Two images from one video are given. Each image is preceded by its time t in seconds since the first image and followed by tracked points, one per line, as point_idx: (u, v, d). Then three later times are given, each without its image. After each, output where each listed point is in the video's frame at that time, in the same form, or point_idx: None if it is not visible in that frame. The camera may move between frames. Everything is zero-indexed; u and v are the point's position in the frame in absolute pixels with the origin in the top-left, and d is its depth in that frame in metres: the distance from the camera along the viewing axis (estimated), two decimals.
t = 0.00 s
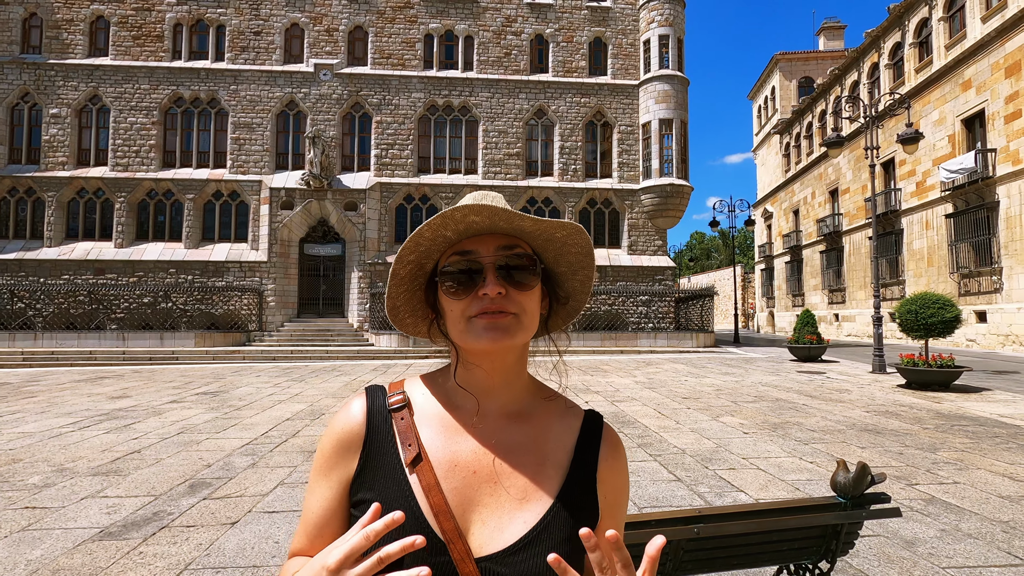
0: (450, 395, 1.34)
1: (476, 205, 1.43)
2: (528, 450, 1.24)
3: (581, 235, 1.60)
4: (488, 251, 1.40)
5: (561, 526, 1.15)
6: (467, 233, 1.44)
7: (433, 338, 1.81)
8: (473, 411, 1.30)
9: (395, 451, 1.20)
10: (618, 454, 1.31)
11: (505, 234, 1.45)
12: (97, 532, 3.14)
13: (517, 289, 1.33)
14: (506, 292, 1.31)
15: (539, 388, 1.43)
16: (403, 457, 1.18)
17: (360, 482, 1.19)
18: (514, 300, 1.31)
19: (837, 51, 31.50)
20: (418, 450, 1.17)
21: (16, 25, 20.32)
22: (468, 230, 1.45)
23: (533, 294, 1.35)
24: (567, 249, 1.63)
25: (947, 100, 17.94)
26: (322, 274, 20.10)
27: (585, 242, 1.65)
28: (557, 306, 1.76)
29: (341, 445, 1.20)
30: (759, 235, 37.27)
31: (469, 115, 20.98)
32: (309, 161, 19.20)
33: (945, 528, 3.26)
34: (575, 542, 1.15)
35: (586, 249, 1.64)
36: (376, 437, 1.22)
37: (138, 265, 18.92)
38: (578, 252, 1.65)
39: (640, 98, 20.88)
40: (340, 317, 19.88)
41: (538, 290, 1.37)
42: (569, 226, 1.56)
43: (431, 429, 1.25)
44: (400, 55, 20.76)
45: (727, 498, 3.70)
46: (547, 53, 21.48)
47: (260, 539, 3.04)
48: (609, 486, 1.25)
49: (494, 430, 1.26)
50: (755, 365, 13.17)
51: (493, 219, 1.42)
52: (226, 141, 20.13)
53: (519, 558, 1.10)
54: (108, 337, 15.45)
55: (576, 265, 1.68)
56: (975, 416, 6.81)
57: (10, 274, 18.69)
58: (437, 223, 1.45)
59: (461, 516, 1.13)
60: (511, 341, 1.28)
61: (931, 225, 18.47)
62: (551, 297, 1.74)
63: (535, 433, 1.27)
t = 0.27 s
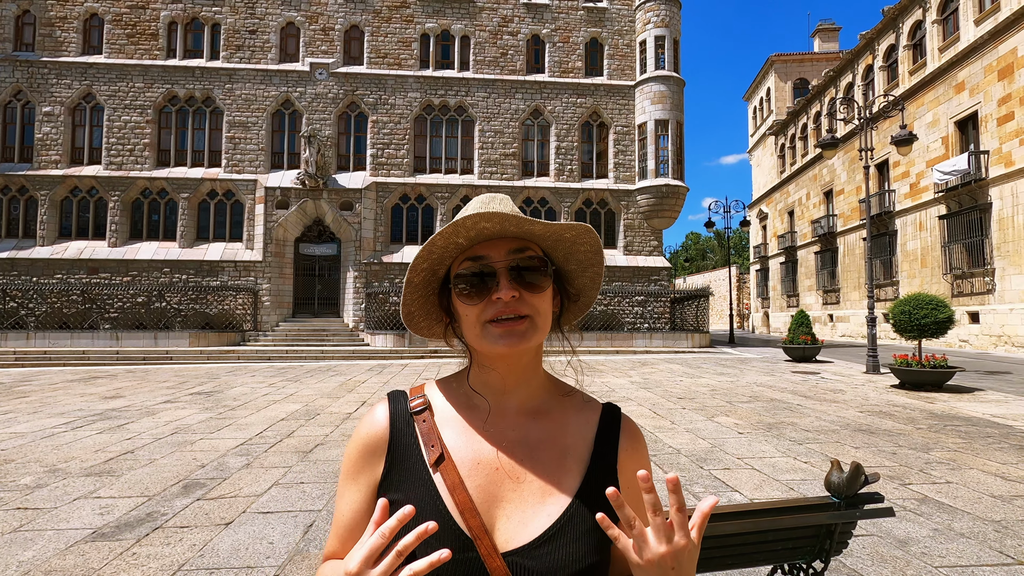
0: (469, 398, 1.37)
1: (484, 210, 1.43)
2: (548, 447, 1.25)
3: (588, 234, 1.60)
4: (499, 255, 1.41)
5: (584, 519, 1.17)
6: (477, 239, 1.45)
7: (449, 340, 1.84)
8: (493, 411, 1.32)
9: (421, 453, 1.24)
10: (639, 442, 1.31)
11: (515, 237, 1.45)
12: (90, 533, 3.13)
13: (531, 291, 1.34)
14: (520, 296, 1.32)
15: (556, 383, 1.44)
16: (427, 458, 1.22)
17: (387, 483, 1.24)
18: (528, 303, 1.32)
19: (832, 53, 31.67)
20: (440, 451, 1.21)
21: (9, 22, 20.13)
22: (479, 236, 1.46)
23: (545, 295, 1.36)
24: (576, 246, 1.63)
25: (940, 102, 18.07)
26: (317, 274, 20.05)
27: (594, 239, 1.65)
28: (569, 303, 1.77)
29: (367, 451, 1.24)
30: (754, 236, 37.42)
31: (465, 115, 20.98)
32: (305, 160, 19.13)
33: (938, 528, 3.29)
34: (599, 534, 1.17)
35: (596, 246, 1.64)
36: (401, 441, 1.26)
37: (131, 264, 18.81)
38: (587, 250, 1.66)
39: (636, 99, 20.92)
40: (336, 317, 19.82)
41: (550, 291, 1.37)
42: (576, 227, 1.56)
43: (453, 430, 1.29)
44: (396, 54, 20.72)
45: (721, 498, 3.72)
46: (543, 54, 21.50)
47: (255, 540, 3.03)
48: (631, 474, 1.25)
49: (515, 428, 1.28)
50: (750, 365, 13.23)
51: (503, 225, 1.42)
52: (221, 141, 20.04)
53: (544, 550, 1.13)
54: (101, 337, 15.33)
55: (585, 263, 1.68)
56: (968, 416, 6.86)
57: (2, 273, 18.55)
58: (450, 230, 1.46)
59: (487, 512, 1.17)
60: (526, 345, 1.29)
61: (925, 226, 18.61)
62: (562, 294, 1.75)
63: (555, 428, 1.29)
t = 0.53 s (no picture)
0: (487, 400, 1.37)
1: (495, 212, 1.42)
2: (568, 442, 1.25)
3: (600, 239, 1.59)
4: (511, 257, 1.40)
5: (608, 510, 1.16)
6: (490, 241, 1.45)
7: (461, 338, 1.85)
8: (510, 410, 1.32)
9: (444, 455, 1.25)
10: (657, 431, 1.30)
11: (527, 240, 1.45)
12: (88, 534, 3.12)
13: (542, 293, 1.34)
14: (531, 298, 1.32)
15: (571, 379, 1.44)
16: (450, 461, 1.23)
17: (414, 489, 1.25)
18: (539, 304, 1.32)
19: (828, 51, 31.72)
20: (463, 454, 1.21)
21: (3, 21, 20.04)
22: (490, 239, 1.45)
23: (556, 295, 1.36)
24: (587, 249, 1.62)
25: (937, 99, 18.11)
26: (315, 273, 20.00)
27: (605, 243, 1.64)
28: (579, 305, 1.77)
29: (392, 458, 1.25)
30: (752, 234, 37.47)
31: (462, 114, 20.95)
32: (302, 159, 19.07)
33: (935, 524, 3.30)
34: (623, 524, 1.17)
35: (608, 249, 1.63)
36: (423, 446, 1.26)
37: (128, 264, 18.74)
38: (598, 255, 1.65)
39: (633, 97, 20.92)
40: (333, 317, 19.79)
41: (562, 292, 1.37)
42: (588, 234, 1.56)
43: (473, 432, 1.29)
44: (394, 53, 20.67)
45: (719, 495, 3.73)
46: (541, 52, 21.47)
47: (254, 540, 3.03)
48: (651, 462, 1.24)
49: (533, 426, 1.28)
50: (748, 363, 13.25)
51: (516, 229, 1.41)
52: (218, 140, 19.98)
53: (571, 543, 1.12)
54: (98, 337, 15.28)
55: (595, 267, 1.68)
56: (965, 413, 6.89)
57: None
58: (462, 235, 1.46)
59: (512, 509, 1.16)
60: (540, 346, 1.29)
61: (921, 223, 18.66)
62: (572, 297, 1.75)
63: (573, 423, 1.29)
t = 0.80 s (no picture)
0: (494, 405, 1.37)
1: (502, 222, 1.42)
2: (576, 445, 1.25)
3: (607, 252, 1.58)
4: (517, 266, 1.40)
5: (619, 508, 1.16)
6: (495, 251, 1.44)
7: (465, 340, 1.84)
8: (518, 415, 1.32)
9: (455, 463, 1.25)
10: (665, 426, 1.30)
11: (533, 248, 1.44)
12: (87, 534, 3.12)
13: (546, 303, 1.33)
14: (535, 307, 1.32)
15: (577, 382, 1.45)
16: (462, 468, 1.23)
17: (430, 499, 1.25)
18: (543, 314, 1.31)
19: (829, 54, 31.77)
20: (474, 461, 1.22)
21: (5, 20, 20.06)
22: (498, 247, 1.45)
23: (561, 306, 1.36)
24: (593, 262, 1.62)
25: (937, 103, 18.13)
26: (315, 274, 20.01)
27: (609, 257, 1.64)
28: (582, 314, 1.77)
29: (406, 469, 1.26)
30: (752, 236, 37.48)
31: (463, 115, 20.97)
32: (303, 160, 19.08)
33: (935, 528, 3.30)
34: (635, 522, 1.17)
35: (614, 264, 1.62)
36: (436, 455, 1.27)
37: (128, 264, 18.74)
38: (604, 269, 1.65)
39: (634, 99, 20.96)
40: (333, 317, 19.79)
41: (567, 301, 1.37)
42: (595, 248, 1.56)
43: (483, 438, 1.29)
44: (395, 54, 20.70)
45: (719, 498, 3.72)
46: (541, 54, 21.51)
47: (252, 541, 3.02)
48: (660, 457, 1.24)
49: (542, 429, 1.29)
50: (748, 366, 13.25)
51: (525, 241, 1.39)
52: (219, 141, 20.00)
53: (583, 542, 1.12)
54: (98, 337, 15.28)
55: (599, 278, 1.68)
56: (964, 417, 6.89)
57: None
58: (467, 244, 1.45)
59: (525, 512, 1.17)
60: (544, 354, 1.29)
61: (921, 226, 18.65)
62: (575, 307, 1.75)
63: (581, 425, 1.29)
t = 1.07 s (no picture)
0: (497, 404, 1.37)
1: (509, 218, 1.41)
2: (580, 444, 1.25)
3: (614, 251, 1.58)
4: (522, 261, 1.40)
5: (624, 509, 1.16)
6: (500, 246, 1.44)
7: (467, 335, 1.85)
8: (522, 415, 1.32)
9: (459, 465, 1.25)
10: (671, 423, 1.29)
11: (538, 245, 1.43)
12: (89, 532, 3.12)
13: (549, 300, 1.32)
14: (537, 304, 1.31)
15: (583, 381, 1.44)
16: (466, 469, 1.23)
17: (436, 500, 1.25)
18: (545, 311, 1.30)
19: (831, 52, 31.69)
20: (478, 462, 1.22)
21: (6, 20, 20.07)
22: (504, 241, 1.45)
23: (565, 303, 1.35)
24: (599, 262, 1.61)
25: (939, 101, 18.07)
26: (316, 273, 20.03)
27: (616, 257, 1.63)
28: (587, 315, 1.76)
29: (412, 470, 1.26)
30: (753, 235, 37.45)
31: (464, 114, 20.95)
32: (303, 159, 19.07)
33: (936, 526, 3.30)
34: (641, 522, 1.16)
35: (620, 264, 1.62)
36: (440, 456, 1.27)
37: (129, 263, 18.76)
38: (610, 269, 1.64)
39: (635, 98, 20.91)
40: (334, 316, 19.80)
41: (571, 299, 1.36)
42: (604, 245, 1.55)
43: (487, 438, 1.29)
44: (395, 52, 20.68)
45: (720, 496, 3.72)
46: (542, 53, 21.46)
47: (254, 539, 3.03)
48: (666, 455, 1.23)
49: (545, 428, 1.28)
50: (749, 364, 13.25)
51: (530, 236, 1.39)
52: (220, 139, 20.00)
53: (587, 544, 1.12)
54: (99, 336, 15.30)
55: (606, 278, 1.67)
56: (966, 415, 6.88)
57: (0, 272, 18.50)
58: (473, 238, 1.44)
59: (529, 513, 1.16)
60: (546, 352, 1.29)
61: (923, 225, 18.44)
62: (580, 308, 1.75)
63: (585, 423, 1.28)
